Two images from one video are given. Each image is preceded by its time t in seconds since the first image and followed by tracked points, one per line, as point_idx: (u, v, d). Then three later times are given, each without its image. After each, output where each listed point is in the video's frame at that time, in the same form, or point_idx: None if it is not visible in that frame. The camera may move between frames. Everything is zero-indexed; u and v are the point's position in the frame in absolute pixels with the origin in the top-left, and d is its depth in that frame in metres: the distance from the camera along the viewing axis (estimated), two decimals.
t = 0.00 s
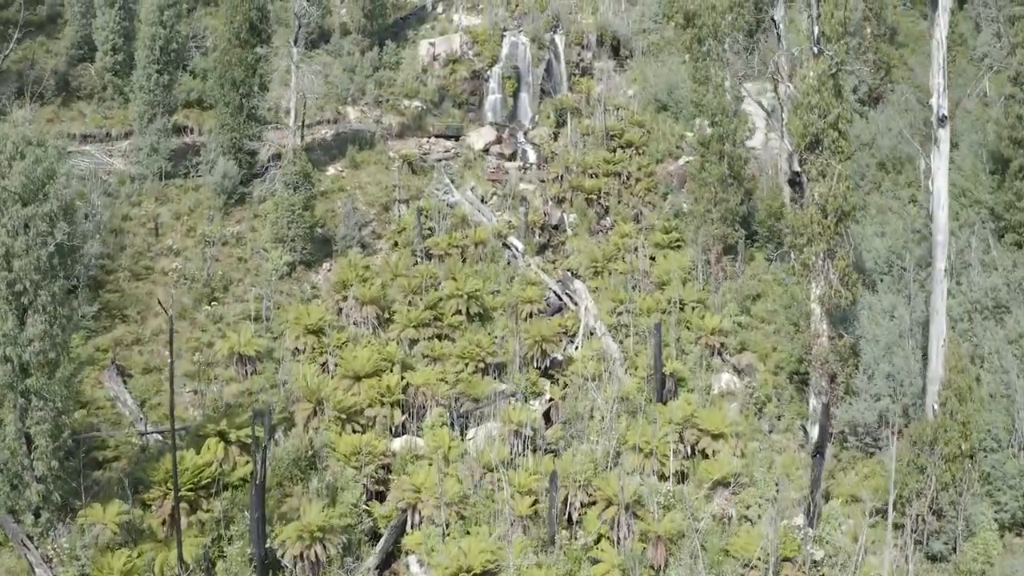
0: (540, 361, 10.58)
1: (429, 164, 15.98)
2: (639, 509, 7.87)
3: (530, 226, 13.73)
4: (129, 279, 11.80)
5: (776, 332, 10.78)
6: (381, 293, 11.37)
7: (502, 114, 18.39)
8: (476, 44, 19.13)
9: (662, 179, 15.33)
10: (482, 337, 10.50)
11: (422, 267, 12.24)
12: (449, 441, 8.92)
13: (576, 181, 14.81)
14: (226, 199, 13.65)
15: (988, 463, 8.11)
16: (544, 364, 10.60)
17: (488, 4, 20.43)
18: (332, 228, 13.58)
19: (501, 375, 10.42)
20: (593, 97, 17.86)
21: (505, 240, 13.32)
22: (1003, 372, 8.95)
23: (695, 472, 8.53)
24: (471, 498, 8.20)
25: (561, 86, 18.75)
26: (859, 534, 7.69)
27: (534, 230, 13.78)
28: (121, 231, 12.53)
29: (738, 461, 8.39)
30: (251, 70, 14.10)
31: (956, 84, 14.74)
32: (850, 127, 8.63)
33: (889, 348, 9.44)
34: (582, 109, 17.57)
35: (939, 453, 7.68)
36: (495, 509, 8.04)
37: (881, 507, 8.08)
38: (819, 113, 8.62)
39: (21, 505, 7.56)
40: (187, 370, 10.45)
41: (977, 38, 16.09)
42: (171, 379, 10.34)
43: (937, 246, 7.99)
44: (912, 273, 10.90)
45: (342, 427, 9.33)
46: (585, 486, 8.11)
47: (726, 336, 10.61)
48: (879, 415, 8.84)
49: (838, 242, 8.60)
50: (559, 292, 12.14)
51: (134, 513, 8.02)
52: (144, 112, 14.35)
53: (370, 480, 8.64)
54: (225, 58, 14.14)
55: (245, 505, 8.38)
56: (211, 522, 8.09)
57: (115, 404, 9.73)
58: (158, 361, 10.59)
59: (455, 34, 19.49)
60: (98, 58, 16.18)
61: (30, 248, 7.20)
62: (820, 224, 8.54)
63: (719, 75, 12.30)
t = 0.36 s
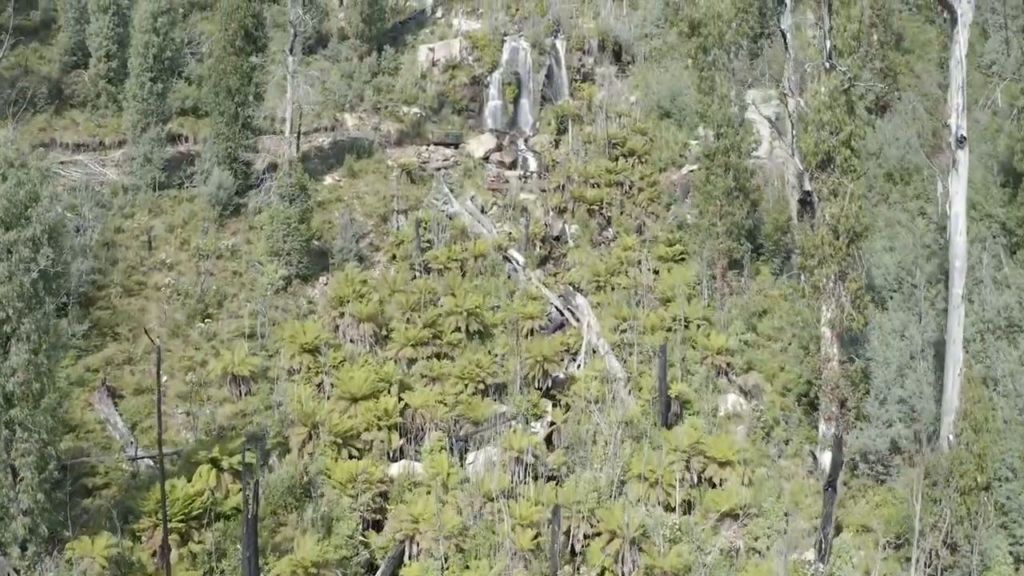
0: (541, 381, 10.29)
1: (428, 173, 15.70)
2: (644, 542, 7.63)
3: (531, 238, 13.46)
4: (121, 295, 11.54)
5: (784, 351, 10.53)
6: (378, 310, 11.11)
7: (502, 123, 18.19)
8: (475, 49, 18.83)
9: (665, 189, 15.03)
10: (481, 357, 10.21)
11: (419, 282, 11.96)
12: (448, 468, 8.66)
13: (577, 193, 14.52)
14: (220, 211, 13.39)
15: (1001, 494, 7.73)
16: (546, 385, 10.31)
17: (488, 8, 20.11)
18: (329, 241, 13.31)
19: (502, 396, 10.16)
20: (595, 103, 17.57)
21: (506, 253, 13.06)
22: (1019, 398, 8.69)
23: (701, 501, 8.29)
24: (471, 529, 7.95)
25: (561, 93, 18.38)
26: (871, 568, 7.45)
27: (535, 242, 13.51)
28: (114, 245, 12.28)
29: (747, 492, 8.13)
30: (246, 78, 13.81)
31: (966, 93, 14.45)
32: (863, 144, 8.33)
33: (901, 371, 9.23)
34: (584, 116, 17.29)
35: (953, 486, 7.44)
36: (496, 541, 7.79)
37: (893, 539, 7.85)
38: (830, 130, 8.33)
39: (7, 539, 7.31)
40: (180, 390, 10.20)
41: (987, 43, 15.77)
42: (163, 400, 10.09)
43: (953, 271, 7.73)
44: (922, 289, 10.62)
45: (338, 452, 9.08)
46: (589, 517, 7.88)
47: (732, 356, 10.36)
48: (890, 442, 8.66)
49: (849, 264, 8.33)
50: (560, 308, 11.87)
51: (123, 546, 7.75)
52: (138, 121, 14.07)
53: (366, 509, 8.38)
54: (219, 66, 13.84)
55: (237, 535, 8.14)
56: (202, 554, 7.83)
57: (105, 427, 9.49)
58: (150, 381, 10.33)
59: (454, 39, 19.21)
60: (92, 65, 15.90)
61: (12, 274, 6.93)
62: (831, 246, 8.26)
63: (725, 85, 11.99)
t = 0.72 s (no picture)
0: (543, 405, 9.96)
1: (428, 183, 15.45)
2: None
3: (532, 252, 13.20)
4: (112, 312, 11.30)
5: (791, 372, 10.30)
6: (376, 328, 10.85)
7: (502, 129, 17.84)
8: (475, 54, 18.49)
9: (668, 200, 14.77)
10: (481, 379, 9.95)
11: (418, 298, 11.69)
12: (447, 496, 8.42)
13: (579, 204, 14.20)
14: (215, 223, 13.12)
15: (1017, 527, 7.39)
16: (549, 408, 10.01)
17: (488, 13, 19.82)
18: (326, 254, 13.05)
19: (502, 420, 9.91)
20: (597, 111, 17.30)
21: (507, 268, 12.83)
22: None
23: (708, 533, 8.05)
24: (471, 563, 7.72)
25: (563, 101, 18.14)
26: None
27: (535, 255, 13.26)
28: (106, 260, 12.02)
29: (756, 525, 7.89)
30: (242, 88, 13.56)
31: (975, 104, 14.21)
32: (877, 164, 8.08)
33: (913, 397, 8.98)
34: (585, 124, 17.03)
35: (970, 522, 7.19)
36: None
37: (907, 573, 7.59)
38: (843, 150, 8.09)
39: None
40: (172, 412, 9.95)
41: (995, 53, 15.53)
42: (155, 423, 9.84)
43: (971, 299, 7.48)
44: (933, 309, 10.37)
45: (334, 479, 8.83)
46: (593, 552, 7.69)
47: (738, 377, 10.11)
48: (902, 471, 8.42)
49: (861, 289, 8.09)
50: (562, 324, 11.62)
51: None
52: (132, 131, 13.80)
53: (362, 541, 8.12)
54: (215, 76, 13.60)
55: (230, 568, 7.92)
56: None
57: (95, 451, 9.24)
58: (141, 402, 10.08)
59: (454, 44, 18.94)
60: (86, 72, 15.63)
61: None
62: (844, 269, 8.01)
63: (732, 97, 11.76)
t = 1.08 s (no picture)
0: (545, 428, 9.71)
1: (427, 193, 15.18)
2: None
3: (533, 266, 12.93)
4: (104, 330, 11.04)
5: (799, 394, 10.06)
6: (373, 347, 10.59)
7: (503, 137, 17.76)
8: (475, 60, 18.30)
9: (671, 211, 14.48)
10: (481, 401, 9.69)
11: (416, 315, 11.43)
12: (447, 527, 8.16)
13: (581, 216, 13.88)
14: (210, 237, 12.87)
15: None
16: (551, 431, 9.77)
17: (488, 18, 19.53)
18: (323, 268, 12.80)
19: (503, 444, 9.66)
20: (599, 119, 17.03)
21: (507, 282, 12.55)
22: None
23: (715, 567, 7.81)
24: None
25: (564, 107, 17.88)
26: None
27: (537, 269, 12.99)
28: (98, 276, 11.77)
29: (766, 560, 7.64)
30: (237, 98, 13.30)
31: (985, 115, 13.94)
32: (891, 186, 7.81)
33: (926, 424, 8.73)
34: (587, 132, 16.77)
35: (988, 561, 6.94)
36: None
37: None
38: (857, 171, 7.80)
39: None
40: (164, 435, 9.70)
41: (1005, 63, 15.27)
42: (147, 447, 9.59)
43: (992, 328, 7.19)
44: (945, 330, 10.08)
45: (331, 508, 8.58)
46: None
47: (745, 400, 9.86)
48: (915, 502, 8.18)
49: (874, 315, 7.83)
50: (564, 342, 11.39)
51: None
52: (125, 142, 13.52)
53: (359, 573, 7.91)
54: (209, 85, 13.32)
55: None
56: None
57: (85, 477, 9.00)
58: (133, 425, 9.83)
59: (453, 50, 18.65)
60: (79, 80, 15.36)
61: None
62: (856, 295, 7.76)
63: (738, 109, 11.48)
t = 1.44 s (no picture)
0: (547, 454, 9.43)
1: (426, 204, 14.90)
2: None
3: (535, 281, 12.66)
4: (95, 350, 10.78)
5: (808, 419, 9.81)
6: (370, 368, 10.33)
7: (504, 145, 17.55)
8: (476, 67, 18.03)
9: (675, 224, 14.19)
10: (481, 427, 9.43)
11: (415, 334, 11.16)
12: (446, 560, 7.89)
13: (584, 229, 13.61)
14: (204, 252, 12.60)
15: None
16: (554, 456, 9.49)
17: (488, 23, 19.26)
18: (320, 284, 12.54)
19: (505, 471, 9.40)
20: (601, 127, 16.77)
21: (507, 298, 12.24)
22: None
23: None
24: None
25: (565, 116, 17.75)
26: None
27: (538, 284, 12.70)
28: (90, 294, 11.51)
29: None
30: (232, 110, 13.02)
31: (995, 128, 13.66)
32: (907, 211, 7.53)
33: (939, 454, 8.48)
34: (589, 141, 16.50)
35: None
36: None
37: None
38: (872, 196, 7.51)
39: None
40: (157, 461, 9.45)
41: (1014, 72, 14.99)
42: (138, 473, 9.34)
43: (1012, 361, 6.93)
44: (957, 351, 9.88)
45: (327, 540, 8.32)
46: None
47: (753, 425, 9.61)
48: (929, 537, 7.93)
49: (888, 344, 7.58)
50: (566, 360, 11.10)
51: None
52: (118, 154, 13.25)
53: None
54: (203, 95, 13.05)
55: None
56: None
57: (75, 506, 8.75)
58: (124, 450, 9.57)
59: (452, 57, 18.36)
60: (72, 89, 15.09)
61: None
62: (870, 323, 7.49)
63: (745, 123, 11.20)
